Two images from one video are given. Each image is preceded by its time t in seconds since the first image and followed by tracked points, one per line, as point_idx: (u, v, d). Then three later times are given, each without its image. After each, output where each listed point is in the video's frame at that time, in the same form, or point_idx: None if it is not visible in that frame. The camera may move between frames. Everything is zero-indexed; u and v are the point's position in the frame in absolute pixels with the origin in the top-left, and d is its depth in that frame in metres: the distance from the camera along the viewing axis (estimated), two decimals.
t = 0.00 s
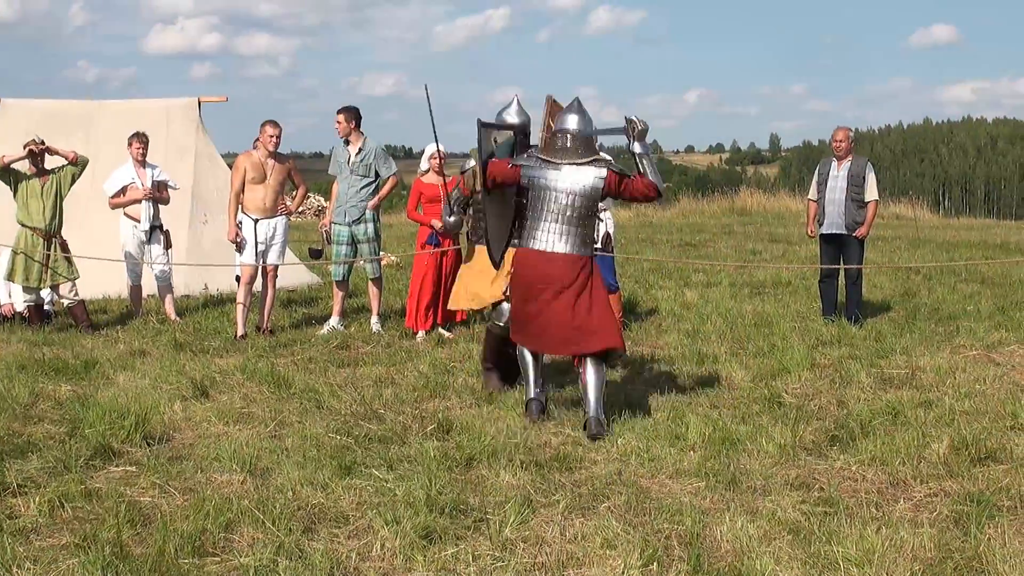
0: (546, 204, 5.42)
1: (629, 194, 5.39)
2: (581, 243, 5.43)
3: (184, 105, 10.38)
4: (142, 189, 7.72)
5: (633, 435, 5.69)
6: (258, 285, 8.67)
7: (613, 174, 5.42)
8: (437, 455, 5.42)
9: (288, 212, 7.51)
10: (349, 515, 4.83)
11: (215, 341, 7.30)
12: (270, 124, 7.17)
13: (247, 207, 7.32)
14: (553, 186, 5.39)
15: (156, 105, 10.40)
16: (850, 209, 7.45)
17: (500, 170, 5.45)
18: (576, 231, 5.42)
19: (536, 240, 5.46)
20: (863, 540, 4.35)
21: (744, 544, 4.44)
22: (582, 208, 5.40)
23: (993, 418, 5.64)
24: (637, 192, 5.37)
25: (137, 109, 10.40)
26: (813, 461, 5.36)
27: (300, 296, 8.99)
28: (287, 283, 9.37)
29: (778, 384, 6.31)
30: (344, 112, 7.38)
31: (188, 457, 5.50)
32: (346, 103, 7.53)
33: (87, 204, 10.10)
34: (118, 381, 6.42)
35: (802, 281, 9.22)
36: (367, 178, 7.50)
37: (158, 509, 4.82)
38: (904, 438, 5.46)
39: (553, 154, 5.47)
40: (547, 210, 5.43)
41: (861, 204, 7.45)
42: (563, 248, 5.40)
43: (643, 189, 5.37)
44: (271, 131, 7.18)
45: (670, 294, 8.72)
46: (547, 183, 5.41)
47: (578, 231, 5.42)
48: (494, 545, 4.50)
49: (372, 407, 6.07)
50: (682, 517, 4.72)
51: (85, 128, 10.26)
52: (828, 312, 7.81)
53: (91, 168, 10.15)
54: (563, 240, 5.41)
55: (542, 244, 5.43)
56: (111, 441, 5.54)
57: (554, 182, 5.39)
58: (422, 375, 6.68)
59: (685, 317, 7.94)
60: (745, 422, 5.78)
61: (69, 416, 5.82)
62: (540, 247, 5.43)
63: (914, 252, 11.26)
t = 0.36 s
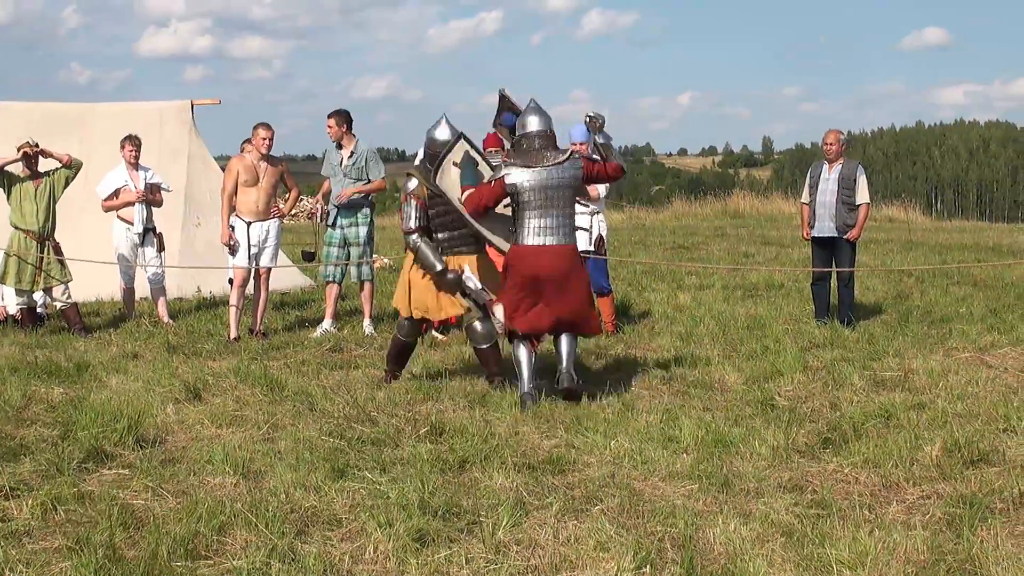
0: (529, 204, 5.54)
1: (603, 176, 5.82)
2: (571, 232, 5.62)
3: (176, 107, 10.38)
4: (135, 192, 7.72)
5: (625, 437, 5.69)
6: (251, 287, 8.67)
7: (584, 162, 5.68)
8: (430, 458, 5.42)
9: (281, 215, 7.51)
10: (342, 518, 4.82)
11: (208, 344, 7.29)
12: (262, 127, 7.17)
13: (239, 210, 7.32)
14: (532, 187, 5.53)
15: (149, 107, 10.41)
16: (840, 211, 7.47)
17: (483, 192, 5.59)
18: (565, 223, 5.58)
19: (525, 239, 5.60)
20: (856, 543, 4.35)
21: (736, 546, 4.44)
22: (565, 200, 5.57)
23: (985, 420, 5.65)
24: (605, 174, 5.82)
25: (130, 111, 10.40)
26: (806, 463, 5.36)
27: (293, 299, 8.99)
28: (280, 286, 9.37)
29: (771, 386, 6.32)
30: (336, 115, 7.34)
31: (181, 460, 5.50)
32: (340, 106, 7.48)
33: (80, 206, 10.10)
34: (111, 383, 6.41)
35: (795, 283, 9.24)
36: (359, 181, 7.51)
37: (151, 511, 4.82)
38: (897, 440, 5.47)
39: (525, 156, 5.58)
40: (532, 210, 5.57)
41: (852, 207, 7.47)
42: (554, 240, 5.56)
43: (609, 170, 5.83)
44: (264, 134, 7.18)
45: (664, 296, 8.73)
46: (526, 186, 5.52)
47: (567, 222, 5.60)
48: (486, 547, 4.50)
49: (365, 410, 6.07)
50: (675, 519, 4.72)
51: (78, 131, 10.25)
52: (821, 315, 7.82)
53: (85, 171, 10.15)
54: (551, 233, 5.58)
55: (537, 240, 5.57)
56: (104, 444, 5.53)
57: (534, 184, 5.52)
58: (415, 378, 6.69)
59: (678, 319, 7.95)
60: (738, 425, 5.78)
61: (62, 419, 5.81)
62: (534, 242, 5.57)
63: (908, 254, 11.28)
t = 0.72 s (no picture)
0: (526, 216, 5.97)
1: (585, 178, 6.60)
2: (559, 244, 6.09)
3: (172, 110, 10.40)
4: (130, 194, 7.72)
5: (620, 440, 5.69)
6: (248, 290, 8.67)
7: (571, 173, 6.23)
8: (425, 460, 5.41)
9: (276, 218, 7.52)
10: (337, 521, 4.81)
11: (204, 347, 7.29)
12: (259, 129, 7.15)
13: (235, 212, 7.32)
14: (529, 202, 5.97)
15: (144, 110, 10.42)
16: (835, 214, 7.47)
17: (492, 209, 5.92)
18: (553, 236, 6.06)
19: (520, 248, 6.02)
20: (852, 545, 4.34)
21: (732, 550, 4.43)
22: (555, 215, 6.06)
23: (981, 423, 5.65)
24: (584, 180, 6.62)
25: (125, 114, 10.42)
26: (802, 466, 5.35)
27: (290, 301, 8.99)
28: (276, 289, 9.37)
29: (767, 389, 6.32)
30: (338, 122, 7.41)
31: (176, 462, 5.49)
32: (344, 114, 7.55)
33: (76, 209, 10.09)
34: (107, 387, 6.40)
35: (790, 286, 9.24)
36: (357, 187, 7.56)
37: (146, 514, 4.81)
38: (893, 443, 5.47)
39: (523, 170, 6.02)
40: (526, 223, 6.02)
41: (847, 210, 7.47)
42: (549, 250, 6.02)
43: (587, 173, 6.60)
44: (261, 137, 7.16)
45: (660, 299, 8.74)
46: (523, 200, 5.96)
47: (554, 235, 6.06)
48: (482, 550, 4.49)
49: (361, 412, 6.07)
50: (670, 522, 4.72)
51: (74, 134, 10.24)
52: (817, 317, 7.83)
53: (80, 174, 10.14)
54: (544, 244, 6.04)
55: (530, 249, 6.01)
56: (99, 447, 5.52)
57: (531, 198, 5.96)
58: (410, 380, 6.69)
59: (675, 322, 7.96)
60: (734, 428, 5.78)
61: (56, 422, 5.80)
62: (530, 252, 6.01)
63: (903, 257, 11.29)
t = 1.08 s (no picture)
0: (497, 210, 6.22)
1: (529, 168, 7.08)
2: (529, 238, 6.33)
3: (171, 112, 10.41)
4: (129, 196, 7.72)
5: (619, 441, 5.69)
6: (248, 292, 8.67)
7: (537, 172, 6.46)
8: (425, 462, 5.41)
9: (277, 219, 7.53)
10: (336, 522, 4.81)
11: (203, 348, 7.29)
12: (261, 132, 7.13)
13: (236, 214, 7.33)
14: (499, 197, 6.22)
15: (143, 112, 10.42)
16: (833, 216, 7.47)
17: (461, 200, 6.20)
18: (523, 229, 6.29)
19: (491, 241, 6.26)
20: (851, 547, 4.34)
21: (731, 552, 4.43)
22: (527, 210, 6.29)
23: (980, 425, 5.65)
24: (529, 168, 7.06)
25: (125, 116, 10.42)
26: (800, 467, 5.36)
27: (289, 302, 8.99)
28: (276, 290, 9.37)
29: (766, 391, 6.32)
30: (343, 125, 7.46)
31: (175, 464, 5.49)
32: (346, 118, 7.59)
33: (74, 211, 10.09)
34: (106, 388, 6.40)
35: (789, 288, 9.25)
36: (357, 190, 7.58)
37: (146, 516, 4.81)
38: (892, 444, 5.48)
39: (493, 167, 6.24)
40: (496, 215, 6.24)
41: (845, 211, 7.46)
42: (520, 243, 6.28)
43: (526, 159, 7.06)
44: (262, 140, 7.14)
45: (659, 301, 8.75)
46: (494, 195, 6.21)
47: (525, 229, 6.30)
48: (481, 552, 4.49)
49: (360, 414, 6.07)
50: (669, 524, 4.72)
51: (73, 135, 10.24)
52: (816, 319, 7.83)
53: (79, 175, 10.15)
54: (516, 237, 6.28)
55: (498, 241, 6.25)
56: (98, 448, 5.52)
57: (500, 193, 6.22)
58: (409, 382, 6.70)
59: (674, 323, 7.97)
60: (733, 429, 5.78)
61: (55, 423, 5.80)
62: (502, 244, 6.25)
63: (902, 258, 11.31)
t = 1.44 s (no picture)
0: (448, 224, 6.31)
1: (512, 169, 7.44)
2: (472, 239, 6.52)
3: (176, 113, 10.41)
4: (133, 198, 7.72)
5: (622, 443, 5.69)
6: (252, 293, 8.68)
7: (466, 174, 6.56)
8: (429, 464, 5.41)
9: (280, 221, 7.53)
10: (341, 524, 4.81)
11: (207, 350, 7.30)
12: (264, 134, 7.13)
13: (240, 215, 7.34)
14: (446, 212, 6.31)
15: (148, 113, 10.42)
16: (836, 217, 7.46)
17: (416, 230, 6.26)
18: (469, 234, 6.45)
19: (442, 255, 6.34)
20: (856, 550, 4.33)
21: (735, 554, 4.42)
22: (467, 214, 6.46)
23: (985, 427, 5.64)
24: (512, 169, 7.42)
25: (129, 117, 10.42)
26: (805, 469, 5.35)
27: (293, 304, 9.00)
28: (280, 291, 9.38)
29: (770, 393, 6.31)
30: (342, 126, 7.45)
31: (179, 466, 5.49)
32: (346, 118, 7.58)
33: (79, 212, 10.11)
34: (111, 389, 6.40)
35: (794, 289, 9.24)
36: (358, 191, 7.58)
37: (149, 518, 4.81)
38: (896, 446, 5.47)
39: (436, 180, 6.28)
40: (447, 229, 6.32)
41: (848, 213, 7.45)
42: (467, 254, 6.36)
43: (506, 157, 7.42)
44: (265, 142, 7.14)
45: (664, 302, 8.74)
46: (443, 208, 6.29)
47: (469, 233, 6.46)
48: (485, 553, 4.49)
49: (364, 416, 6.07)
50: (673, 526, 4.71)
51: (77, 136, 10.25)
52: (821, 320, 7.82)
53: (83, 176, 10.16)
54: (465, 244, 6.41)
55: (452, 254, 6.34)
56: (102, 450, 5.52)
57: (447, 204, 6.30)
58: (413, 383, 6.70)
59: (679, 325, 7.96)
60: (738, 431, 5.77)
61: (59, 425, 5.80)
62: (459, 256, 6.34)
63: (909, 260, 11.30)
